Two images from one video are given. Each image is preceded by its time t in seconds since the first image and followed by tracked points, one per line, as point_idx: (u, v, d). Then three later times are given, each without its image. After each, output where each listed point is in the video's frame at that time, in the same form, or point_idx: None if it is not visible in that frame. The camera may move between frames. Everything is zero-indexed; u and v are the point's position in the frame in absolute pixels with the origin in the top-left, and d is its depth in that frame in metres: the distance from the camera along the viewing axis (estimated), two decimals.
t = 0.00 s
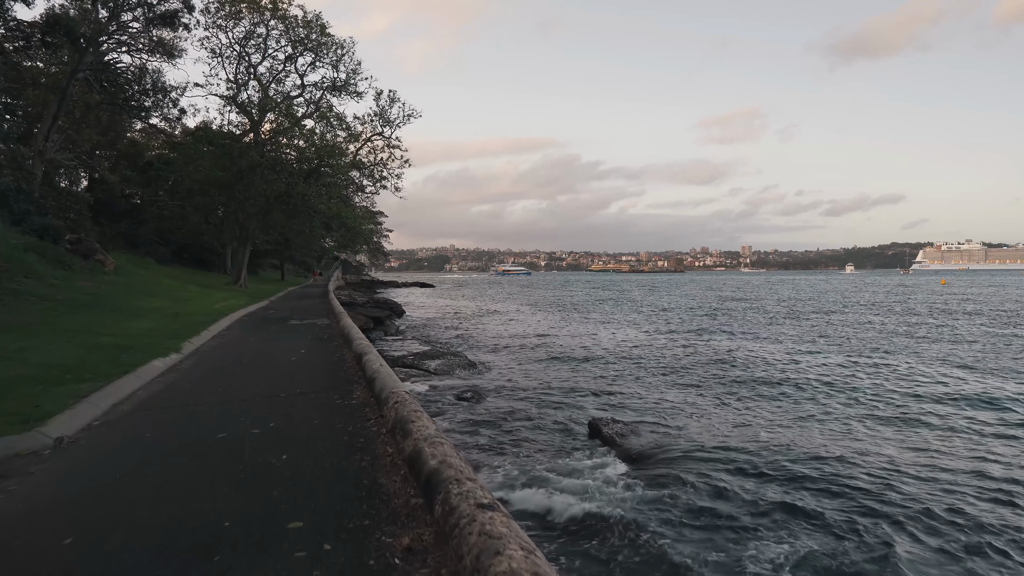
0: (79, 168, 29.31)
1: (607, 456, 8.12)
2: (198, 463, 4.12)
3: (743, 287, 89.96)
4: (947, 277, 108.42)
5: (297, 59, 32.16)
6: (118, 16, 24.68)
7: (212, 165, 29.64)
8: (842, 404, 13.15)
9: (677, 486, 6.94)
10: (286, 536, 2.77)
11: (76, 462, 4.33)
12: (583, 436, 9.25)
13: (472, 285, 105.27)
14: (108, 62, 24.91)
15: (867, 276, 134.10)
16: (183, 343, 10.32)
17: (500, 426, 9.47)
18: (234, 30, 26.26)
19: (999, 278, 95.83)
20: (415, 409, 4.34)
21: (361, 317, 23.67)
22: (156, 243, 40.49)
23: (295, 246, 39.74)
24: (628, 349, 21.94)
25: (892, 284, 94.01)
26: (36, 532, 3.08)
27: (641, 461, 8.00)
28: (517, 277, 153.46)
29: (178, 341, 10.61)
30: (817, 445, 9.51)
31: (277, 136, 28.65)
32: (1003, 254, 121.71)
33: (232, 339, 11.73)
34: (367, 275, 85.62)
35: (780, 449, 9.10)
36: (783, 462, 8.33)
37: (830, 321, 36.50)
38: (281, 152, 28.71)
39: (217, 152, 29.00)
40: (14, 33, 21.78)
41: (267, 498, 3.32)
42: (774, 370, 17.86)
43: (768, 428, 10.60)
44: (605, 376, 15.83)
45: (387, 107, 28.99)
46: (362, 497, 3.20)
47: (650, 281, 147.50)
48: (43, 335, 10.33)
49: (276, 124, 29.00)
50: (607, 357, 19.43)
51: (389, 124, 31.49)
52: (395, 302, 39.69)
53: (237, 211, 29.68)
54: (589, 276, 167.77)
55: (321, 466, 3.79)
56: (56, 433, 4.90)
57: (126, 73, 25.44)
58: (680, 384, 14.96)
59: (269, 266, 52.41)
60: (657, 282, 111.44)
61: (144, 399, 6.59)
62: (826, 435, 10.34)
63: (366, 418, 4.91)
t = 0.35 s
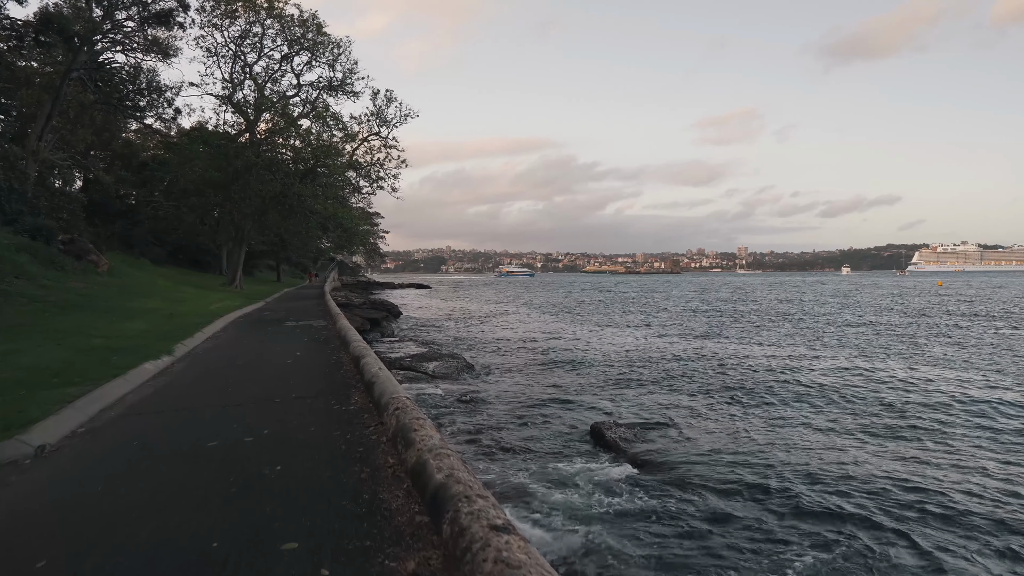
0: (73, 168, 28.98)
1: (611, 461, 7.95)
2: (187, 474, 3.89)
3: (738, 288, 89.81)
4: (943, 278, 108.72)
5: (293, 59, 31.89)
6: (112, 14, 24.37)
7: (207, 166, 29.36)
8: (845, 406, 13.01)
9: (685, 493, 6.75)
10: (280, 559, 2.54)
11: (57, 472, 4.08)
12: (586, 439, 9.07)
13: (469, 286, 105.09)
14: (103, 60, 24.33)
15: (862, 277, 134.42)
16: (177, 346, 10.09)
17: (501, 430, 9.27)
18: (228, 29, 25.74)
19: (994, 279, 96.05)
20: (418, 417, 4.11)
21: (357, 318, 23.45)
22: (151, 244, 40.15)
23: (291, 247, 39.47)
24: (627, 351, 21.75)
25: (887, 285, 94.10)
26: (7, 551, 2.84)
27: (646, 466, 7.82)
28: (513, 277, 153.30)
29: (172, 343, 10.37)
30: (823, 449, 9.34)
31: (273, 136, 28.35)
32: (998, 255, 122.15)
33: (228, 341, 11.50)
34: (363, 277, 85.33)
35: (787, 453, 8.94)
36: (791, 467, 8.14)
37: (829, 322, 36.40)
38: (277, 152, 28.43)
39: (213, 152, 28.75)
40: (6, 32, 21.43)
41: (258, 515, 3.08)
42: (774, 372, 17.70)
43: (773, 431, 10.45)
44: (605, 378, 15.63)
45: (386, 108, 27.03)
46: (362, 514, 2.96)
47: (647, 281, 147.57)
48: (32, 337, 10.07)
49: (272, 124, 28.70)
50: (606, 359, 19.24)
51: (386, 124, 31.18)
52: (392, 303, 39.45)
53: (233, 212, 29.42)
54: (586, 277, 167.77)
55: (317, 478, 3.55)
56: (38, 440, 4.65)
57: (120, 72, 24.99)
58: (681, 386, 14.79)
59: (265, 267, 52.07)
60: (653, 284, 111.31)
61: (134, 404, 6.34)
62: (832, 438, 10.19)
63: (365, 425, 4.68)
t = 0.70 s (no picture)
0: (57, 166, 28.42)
1: (609, 465, 7.79)
2: (165, 485, 3.64)
3: (728, 287, 90.24)
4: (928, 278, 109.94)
5: (282, 56, 31.46)
6: (97, 9, 23.82)
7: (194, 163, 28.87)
8: (838, 405, 13.02)
9: (687, 506, 6.60)
10: None
11: (24, 483, 3.81)
12: (580, 442, 8.94)
13: (459, 285, 104.72)
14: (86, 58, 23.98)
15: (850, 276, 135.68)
16: (161, 346, 9.79)
17: (494, 432, 9.07)
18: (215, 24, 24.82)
19: (978, 279, 97.34)
20: (411, 421, 3.89)
21: (347, 318, 23.20)
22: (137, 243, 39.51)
23: (280, 246, 39.06)
24: (619, 351, 21.62)
25: (874, 284, 94.98)
26: None
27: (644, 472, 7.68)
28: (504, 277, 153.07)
29: (155, 343, 10.08)
30: (821, 454, 9.23)
31: (261, 133, 27.91)
32: (982, 254, 123.78)
33: (213, 341, 11.21)
34: (352, 276, 84.73)
35: (783, 458, 8.86)
36: (791, 475, 8.02)
37: (819, 321, 36.49)
38: (265, 151, 28.03)
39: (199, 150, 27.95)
40: None
41: (240, 531, 2.85)
42: (766, 372, 17.63)
43: (768, 433, 10.38)
44: (597, 377, 15.49)
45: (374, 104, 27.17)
46: (353, 529, 2.75)
47: (637, 280, 147.87)
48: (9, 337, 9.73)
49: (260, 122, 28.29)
50: (598, 359, 19.09)
51: (376, 122, 30.88)
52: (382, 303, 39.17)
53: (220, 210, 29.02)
54: (577, 276, 167.76)
55: (305, 489, 3.33)
56: (7, 448, 4.38)
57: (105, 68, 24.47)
58: (674, 386, 14.66)
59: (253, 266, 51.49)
60: (643, 283, 111.67)
61: (111, 407, 6.06)
62: (827, 440, 10.13)
63: (355, 430, 4.45)
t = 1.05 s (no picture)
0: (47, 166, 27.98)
1: (610, 475, 7.62)
2: (147, 504, 3.38)
3: (719, 287, 90.51)
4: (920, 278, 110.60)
5: (274, 54, 31.13)
6: (86, 7, 23.40)
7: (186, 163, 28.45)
8: (835, 408, 12.94)
9: (693, 521, 6.43)
10: None
11: None
12: (579, 448, 8.78)
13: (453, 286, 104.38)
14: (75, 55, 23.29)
15: (842, 277, 136.43)
16: (150, 349, 9.51)
17: (491, 437, 8.88)
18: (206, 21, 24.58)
19: (967, 279, 98.19)
20: (412, 433, 3.67)
21: (340, 319, 22.99)
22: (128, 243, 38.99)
23: (272, 246, 38.73)
24: (614, 352, 21.45)
25: (864, 284, 95.67)
26: None
27: (647, 484, 7.51)
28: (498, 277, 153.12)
29: (144, 346, 9.80)
30: (824, 460, 9.10)
31: (253, 133, 27.61)
32: (972, 255, 124.81)
33: (204, 343, 10.93)
34: (345, 276, 84.31)
35: (786, 466, 8.73)
36: (796, 486, 7.86)
37: (813, 322, 36.48)
38: (258, 150, 27.71)
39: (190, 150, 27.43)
40: None
41: (228, 557, 2.62)
42: (763, 374, 17.52)
43: (768, 438, 10.27)
44: (594, 380, 15.31)
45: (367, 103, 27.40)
46: (351, 557, 2.52)
47: (631, 281, 147.95)
48: None
49: (252, 121, 27.97)
50: (593, 361, 18.91)
51: (369, 121, 30.63)
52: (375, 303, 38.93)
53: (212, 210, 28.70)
54: (571, 276, 167.75)
55: (297, 508, 3.09)
56: None
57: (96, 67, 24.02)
58: (671, 388, 14.51)
59: (245, 266, 51.07)
60: (636, 283, 111.83)
61: (96, 413, 5.78)
62: (829, 444, 10.03)
63: (351, 441, 4.21)
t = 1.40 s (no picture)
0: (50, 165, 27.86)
1: (622, 482, 7.38)
2: (142, 519, 3.15)
3: (722, 288, 90.00)
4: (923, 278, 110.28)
5: (276, 53, 30.92)
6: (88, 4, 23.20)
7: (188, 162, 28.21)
8: (848, 410, 12.68)
9: (711, 533, 6.19)
10: None
11: None
12: (588, 453, 8.55)
13: (455, 285, 104.15)
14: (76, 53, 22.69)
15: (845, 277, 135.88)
16: (149, 350, 9.29)
17: (497, 442, 8.65)
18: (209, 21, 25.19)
19: (972, 280, 97.56)
20: (424, 443, 3.44)
21: (342, 319, 22.78)
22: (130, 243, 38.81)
23: (274, 246, 38.52)
24: (619, 353, 21.20)
25: (868, 284, 95.10)
26: None
27: (660, 490, 7.27)
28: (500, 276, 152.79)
29: (142, 347, 9.58)
30: (839, 465, 8.86)
31: (255, 131, 27.27)
32: (976, 255, 124.17)
33: (205, 344, 10.71)
34: (347, 276, 84.01)
35: (802, 473, 8.49)
36: (813, 495, 7.61)
37: (818, 322, 36.22)
38: (260, 149, 27.46)
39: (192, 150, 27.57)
40: None
41: None
42: (771, 375, 17.26)
43: (781, 442, 10.02)
44: (601, 381, 15.06)
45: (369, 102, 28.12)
46: None
47: (634, 280, 147.66)
48: None
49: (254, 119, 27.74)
50: (599, 362, 18.67)
51: (371, 119, 30.38)
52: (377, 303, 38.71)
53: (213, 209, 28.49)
54: (574, 276, 167.26)
55: (301, 526, 2.86)
56: None
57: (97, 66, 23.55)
58: (678, 390, 14.28)
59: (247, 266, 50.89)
60: (638, 283, 111.36)
61: (90, 418, 5.55)
62: (843, 448, 9.78)
63: (358, 450, 3.98)
